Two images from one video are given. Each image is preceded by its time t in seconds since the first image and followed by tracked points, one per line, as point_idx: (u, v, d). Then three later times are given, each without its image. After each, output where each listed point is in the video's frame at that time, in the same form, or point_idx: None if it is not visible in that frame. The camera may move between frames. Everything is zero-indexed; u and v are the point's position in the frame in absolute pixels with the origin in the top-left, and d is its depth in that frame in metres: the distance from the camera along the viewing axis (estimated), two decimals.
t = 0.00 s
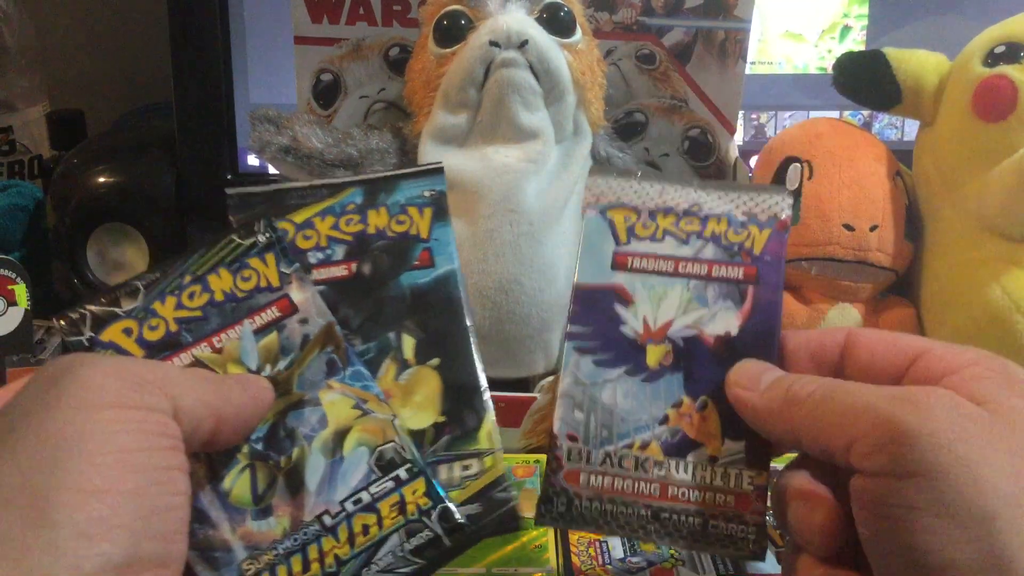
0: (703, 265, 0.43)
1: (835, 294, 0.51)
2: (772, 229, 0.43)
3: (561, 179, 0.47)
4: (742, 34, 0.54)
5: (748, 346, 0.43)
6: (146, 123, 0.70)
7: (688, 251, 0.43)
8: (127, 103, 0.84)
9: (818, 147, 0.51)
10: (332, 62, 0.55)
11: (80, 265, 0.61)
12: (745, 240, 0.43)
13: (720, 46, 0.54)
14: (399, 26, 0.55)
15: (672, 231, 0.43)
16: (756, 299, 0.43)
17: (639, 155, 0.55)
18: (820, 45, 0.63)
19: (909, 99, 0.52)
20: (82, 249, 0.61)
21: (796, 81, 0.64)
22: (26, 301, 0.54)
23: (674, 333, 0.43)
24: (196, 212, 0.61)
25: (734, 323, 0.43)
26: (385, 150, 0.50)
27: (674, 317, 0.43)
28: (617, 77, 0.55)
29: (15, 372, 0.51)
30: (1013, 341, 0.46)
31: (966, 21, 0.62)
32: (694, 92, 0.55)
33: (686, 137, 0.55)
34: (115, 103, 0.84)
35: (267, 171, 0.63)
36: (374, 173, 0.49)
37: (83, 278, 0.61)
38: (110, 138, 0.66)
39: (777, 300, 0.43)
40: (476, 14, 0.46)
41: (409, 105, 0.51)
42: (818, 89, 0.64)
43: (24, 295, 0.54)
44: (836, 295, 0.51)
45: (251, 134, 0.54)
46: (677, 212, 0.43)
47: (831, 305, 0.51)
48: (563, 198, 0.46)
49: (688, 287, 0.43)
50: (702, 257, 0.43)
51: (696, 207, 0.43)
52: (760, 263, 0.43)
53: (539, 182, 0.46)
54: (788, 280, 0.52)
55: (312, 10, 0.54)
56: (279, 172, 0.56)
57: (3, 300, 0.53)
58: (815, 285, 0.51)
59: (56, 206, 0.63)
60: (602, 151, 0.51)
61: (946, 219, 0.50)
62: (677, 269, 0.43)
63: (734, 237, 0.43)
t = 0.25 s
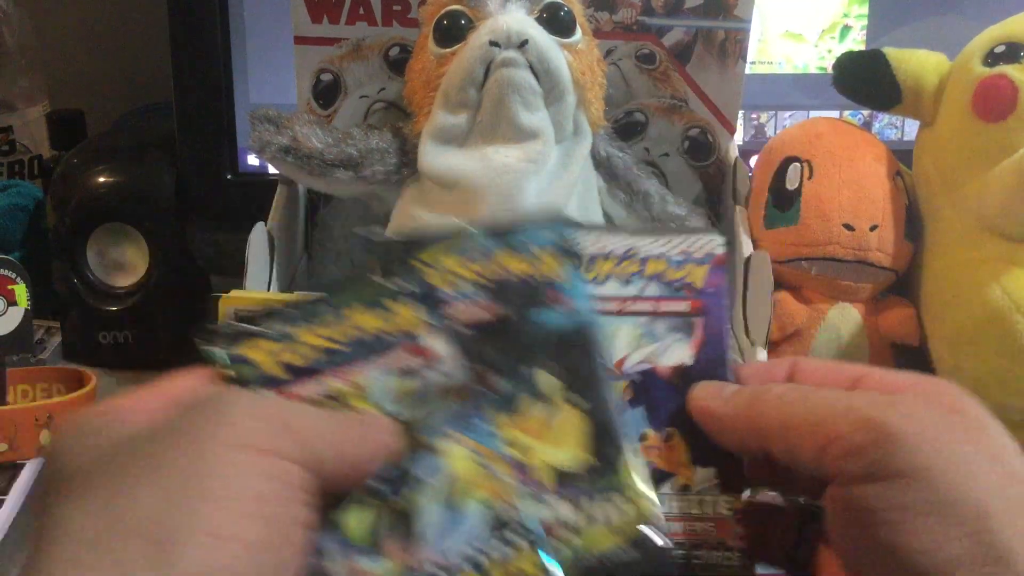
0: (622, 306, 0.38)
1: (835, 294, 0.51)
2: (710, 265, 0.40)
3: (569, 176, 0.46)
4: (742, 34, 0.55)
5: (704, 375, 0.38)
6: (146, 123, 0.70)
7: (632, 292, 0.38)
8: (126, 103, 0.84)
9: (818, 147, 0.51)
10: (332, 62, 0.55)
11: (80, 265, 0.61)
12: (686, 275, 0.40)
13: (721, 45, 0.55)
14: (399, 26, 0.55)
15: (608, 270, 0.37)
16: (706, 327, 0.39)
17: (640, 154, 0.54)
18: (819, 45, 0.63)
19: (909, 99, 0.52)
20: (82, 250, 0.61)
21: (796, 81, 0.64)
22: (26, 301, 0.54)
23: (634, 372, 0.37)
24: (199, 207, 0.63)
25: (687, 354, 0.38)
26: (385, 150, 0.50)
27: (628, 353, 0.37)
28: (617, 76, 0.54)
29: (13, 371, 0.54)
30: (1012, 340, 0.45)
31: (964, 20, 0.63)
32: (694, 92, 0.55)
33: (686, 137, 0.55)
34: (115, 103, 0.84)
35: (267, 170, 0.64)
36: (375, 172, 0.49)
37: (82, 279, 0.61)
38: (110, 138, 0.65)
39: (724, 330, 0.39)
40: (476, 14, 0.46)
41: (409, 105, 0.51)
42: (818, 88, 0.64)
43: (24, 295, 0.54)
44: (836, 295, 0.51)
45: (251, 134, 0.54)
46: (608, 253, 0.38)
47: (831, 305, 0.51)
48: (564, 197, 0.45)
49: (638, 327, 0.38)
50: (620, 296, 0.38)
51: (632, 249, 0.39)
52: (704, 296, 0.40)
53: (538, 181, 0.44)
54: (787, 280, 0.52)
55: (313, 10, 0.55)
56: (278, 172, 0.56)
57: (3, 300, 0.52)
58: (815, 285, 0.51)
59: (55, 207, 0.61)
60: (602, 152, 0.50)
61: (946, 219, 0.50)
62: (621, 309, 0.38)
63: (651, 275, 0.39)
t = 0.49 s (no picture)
0: (635, 329, 0.33)
1: (835, 294, 0.51)
2: (722, 282, 0.37)
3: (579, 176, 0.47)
4: (742, 34, 0.54)
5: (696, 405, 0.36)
6: (146, 123, 0.70)
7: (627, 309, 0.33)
8: (126, 104, 0.84)
9: (818, 147, 0.51)
10: (332, 62, 0.55)
11: (80, 265, 0.61)
12: (695, 293, 0.36)
13: (721, 45, 0.54)
14: (399, 26, 0.55)
15: (599, 295, 0.33)
16: (706, 352, 0.36)
17: (640, 155, 0.55)
18: (820, 45, 0.63)
19: (909, 99, 0.52)
20: (82, 250, 0.61)
21: (796, 81, 0.64)
22: (26, 301, 0.54)
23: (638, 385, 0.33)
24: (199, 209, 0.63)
25: (684, 378, 0.35)
26: (386, 150, 0.50)
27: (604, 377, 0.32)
28: (617, 76, 0.54)
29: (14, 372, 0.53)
30: (1015, 340, 0.45)
31: (963, 21, 0.63)
32: (694, 92, 0.55)
33: (686, 137, 0.55)
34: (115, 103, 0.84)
35: (267, 171, 0.64)
36: (374, 172, 0.49)
37: (83, 279, 0.61)
38: (110, 138, 0.65)
39: (725, 360, 0.36)
40: (476, 14, 0.46)
41: (409, 105, 0.51)
42: (818, 88, 0.64)
43: (24, 295, 0.54)
44: (837, 295, 0.51)
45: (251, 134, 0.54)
46: (606, 271, 0.34)
47: (832, 305, 0.51)
48: (563, 197, 0.46)
49: (656, 349, 0.33)
50: (631, 321, 0.33)
51: (651, 266, 0.34)
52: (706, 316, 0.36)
53: (539, 181, 0.45)
54: (786, 280, 0.52)
55: (312, 11, 0.55)
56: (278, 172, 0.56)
57: (2, 300, 0.52)
58: (814, 285, 0.51)
59: (55, 207, 0.61)
60: (602, 151, 0.50)
61: (947, 219, 0.50)
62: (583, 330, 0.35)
63: (651, 293, 0.34)
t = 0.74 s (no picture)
0: (656, 324, 0.38)
1: (835, 294, 0.51)
2: (741, 283, 0.41)
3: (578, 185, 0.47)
4: (742, 34, 0.54)
5: (713, 399, 0.39)
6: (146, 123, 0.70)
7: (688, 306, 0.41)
8: (126, 104, 0.84)
9: (818, 147, 0.51)
10: (332, 62, 0.55)
11: (80, 265, 0.61)
12: (715, 291, 0.41)
13: (720, 45, 0.54)
14: (399, 26, 0.55)
15: (620, 292, 0.38)
16: (726, 346, 0.40)
17: (639, 155, 0.55)
18: (820, 45, 0.63)
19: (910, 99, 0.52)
20: (82, 250, 0.61)
21: (796, 81, 0.64)
22: (26, 301, 0.54)
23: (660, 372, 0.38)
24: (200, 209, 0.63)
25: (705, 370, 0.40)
26: (385, 150, 0.50)
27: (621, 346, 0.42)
28: (617, 76, 0.55)
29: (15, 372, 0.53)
30: (1013, 339, 0.45)
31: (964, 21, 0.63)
32: (694, 92, 0.55)
33: (686, 137, 0.55)
34: (115, 103, 0.84)
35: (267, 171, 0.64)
36: (374, 172, 0.49)
37: (83, 279, 0.61)
38: (109, 138, 0.65)
39: (744, 351, 0.40)
40: (476, 14, 0.46)
41: (409, 105, 0.51)
42: (818, 88, 0.64)
43: (24, 295, 0.54)
44: (837, 295, 0.51)
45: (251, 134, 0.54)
46: (629, 269, 0.39)
47: (831, 305, 0.51)
48: (564, 197, 0.46)
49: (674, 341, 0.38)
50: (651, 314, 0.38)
51: (672, 263, 0.39)
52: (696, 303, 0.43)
53: (539, 181, 0.45)
54: (787, 280, 0.52)
55: (313, 11, 0.55)
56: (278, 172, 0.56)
57: (3, 300, 0.52)
58: (814, 285, 0.51)
59: (55, 207, 0.61)
60: (602, 151, 0.50)
61: (947, 219, 0.50)
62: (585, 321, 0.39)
63: (673, 290, 0.38)
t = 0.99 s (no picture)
0: (624, 295, 0.23)
1: (835, 294, 0.51)
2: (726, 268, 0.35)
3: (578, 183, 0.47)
4: (742, 34, 0.55)
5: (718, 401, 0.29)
6: (146, 123, 0.70)
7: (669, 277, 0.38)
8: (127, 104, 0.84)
9: (818, 147, 0.51)
10: (332, 62, 0.55)
11: (80, 265, 0.62)
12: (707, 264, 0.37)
13: (721, 45, 0.55)
14: (400, 25, 0.56)
15: (564, 258, 0.23)
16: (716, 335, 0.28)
17: (639, 155, 0.54)
18: (819, 45, 0.63)
19: (910, 99, 0.52)
20: (82, 250, 0.61)
21: (796, 81, 0.64)
22: (26, 301, 0.54)
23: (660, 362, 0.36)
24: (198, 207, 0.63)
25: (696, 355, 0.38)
26: (386, 150, 0.50)
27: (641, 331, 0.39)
28: (617, 76, 0.54)
29: (15, 372, 0.53)
30: (1013, 339, 0.45)
31: (963, 22, 0.63)
32: (694, 92, 0.55)
33: (686, 137, 0.54)
34: (114, 103, 0.84)
35: (268, 171, 0.64)
36: (374, 172, 0.49)
37: (83, 279, 0.62)
38: (109, 138, 0.65)
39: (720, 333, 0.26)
40: (476, 14, 0.46)
41: (409, 106, 0.51)
42: (818, 88, 0.64)
43: (24, 295, 0.54)
44: (837, 295, 0.51)
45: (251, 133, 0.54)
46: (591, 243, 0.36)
47: (831, 305, 0.51)
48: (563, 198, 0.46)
49: (648, 319, 0.23)
50: (688, 277, 0.26)
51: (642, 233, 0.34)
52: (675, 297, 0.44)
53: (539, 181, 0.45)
54: (787, 280, 0.52)
55: (314, 12, 0.55)
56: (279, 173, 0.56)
57: (3, 300, 0.52)
58: (814, 285, 0.51)
59: (55, 206, 0.61)
60: (602, 152, 0.50)
61: (947, 219, 0.50)
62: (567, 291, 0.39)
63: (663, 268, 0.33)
